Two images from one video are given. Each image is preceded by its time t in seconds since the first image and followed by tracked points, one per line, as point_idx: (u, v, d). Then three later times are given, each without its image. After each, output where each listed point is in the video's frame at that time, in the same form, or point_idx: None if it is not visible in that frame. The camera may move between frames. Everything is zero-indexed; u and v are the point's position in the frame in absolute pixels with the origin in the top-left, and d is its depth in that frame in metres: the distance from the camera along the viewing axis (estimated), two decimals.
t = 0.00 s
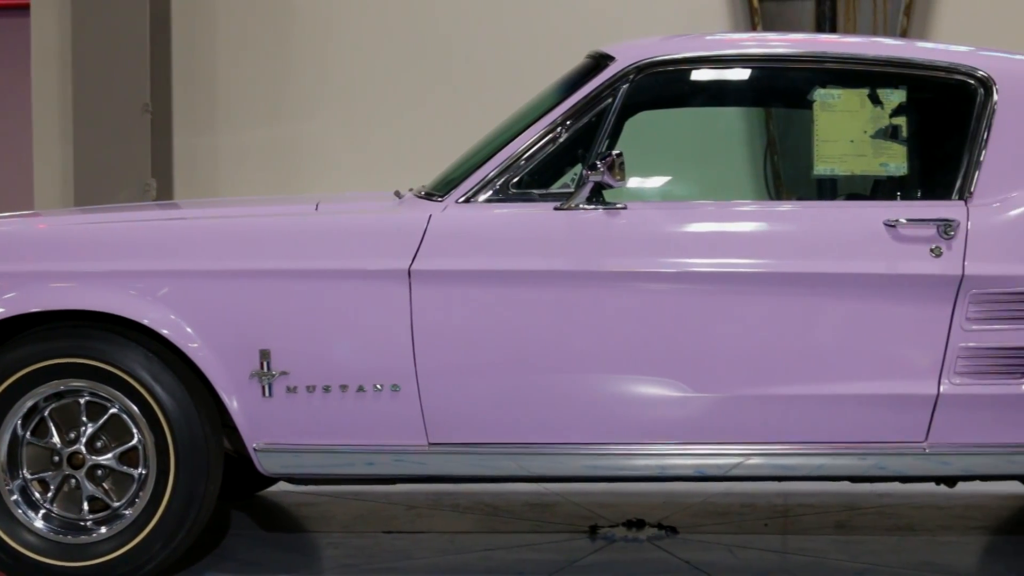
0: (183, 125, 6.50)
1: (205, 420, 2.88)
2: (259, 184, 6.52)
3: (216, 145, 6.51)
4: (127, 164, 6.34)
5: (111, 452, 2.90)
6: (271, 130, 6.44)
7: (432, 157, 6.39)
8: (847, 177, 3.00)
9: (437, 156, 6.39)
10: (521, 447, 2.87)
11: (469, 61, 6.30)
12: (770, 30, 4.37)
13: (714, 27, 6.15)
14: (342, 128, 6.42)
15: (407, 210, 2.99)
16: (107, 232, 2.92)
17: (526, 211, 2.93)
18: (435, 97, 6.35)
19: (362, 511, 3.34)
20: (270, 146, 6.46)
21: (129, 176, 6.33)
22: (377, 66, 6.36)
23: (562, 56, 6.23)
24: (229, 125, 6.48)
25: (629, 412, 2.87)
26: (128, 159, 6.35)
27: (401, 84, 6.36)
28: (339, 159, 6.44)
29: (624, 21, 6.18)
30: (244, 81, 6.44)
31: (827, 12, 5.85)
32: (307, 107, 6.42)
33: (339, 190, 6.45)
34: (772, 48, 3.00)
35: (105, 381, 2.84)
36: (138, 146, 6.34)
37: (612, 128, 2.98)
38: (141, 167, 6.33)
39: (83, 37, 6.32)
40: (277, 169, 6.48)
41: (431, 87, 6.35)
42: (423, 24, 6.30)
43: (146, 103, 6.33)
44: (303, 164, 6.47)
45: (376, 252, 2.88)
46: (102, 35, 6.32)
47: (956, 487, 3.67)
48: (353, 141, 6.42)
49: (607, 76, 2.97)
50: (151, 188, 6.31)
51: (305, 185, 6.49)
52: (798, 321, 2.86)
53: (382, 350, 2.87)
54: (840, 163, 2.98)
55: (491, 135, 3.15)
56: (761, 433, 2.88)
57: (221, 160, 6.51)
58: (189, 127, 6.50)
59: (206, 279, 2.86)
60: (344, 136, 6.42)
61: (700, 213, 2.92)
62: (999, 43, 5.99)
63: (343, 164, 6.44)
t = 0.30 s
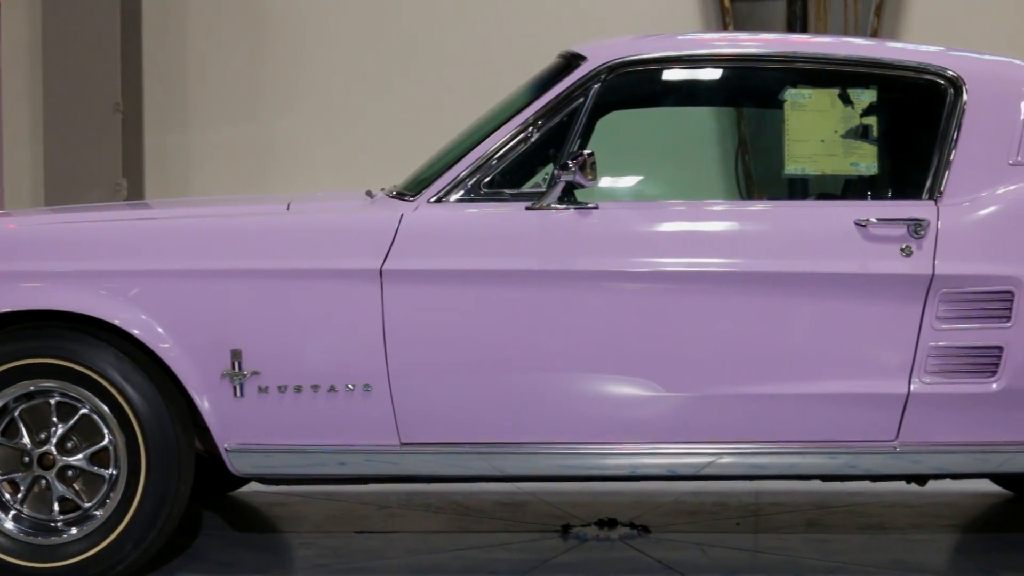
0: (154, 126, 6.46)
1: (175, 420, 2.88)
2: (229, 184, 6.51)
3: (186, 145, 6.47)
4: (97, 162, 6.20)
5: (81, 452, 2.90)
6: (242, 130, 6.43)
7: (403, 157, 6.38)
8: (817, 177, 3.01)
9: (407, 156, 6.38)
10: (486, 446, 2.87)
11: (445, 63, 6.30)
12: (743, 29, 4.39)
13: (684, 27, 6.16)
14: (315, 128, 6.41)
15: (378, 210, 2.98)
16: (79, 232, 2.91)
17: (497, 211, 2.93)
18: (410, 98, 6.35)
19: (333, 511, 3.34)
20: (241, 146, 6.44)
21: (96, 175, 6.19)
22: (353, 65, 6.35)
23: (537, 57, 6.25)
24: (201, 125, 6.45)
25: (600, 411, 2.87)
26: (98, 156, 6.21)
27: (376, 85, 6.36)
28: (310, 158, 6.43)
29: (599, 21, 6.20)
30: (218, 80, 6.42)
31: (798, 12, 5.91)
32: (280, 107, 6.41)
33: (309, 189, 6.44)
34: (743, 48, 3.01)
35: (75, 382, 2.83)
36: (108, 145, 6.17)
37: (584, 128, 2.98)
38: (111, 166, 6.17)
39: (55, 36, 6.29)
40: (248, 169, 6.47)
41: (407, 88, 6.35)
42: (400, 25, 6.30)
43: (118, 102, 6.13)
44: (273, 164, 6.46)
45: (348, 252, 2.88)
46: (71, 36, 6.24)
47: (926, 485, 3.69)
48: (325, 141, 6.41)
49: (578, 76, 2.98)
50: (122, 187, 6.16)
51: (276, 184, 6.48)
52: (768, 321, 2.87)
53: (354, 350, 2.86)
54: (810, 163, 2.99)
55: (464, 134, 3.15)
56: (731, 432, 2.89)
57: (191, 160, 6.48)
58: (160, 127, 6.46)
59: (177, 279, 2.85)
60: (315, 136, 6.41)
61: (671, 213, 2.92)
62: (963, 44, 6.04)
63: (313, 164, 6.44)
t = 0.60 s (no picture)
0: (124, 127, 6.41)
1: (146, 422, 2.87)
2: (198, 185, 6.48)
3: (155, 147, 6.43)
4: (68, 162, 6.25)
5: (51, 454, 2.88)
6: (212, 131, 6.41)
7: (378, 157, 6.38)
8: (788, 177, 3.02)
9: (382, 156, 6.38)
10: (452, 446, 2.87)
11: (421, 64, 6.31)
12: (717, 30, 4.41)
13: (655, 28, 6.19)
14: (290, 128, 6.41)
15: (350, 210, 2.98)
16: (50, 233, 2.90)
17: (469, 211, 2.93)
18: (385, 99, 6.35)
19: (305, 512, 3.34)
20: (212, 147, 6.43)
21: (68, 175, 6.23)
22: (330, 66, 6.34)
23: (515, 57, 6.25)
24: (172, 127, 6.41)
25: (571, 411, 2.87)
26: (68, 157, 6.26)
27: (352, 85, 6.35)
28: (283, 159, 6.42)
29: (578, 21, 6.21)
30: (193, 80, 6.39)
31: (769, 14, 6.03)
32: (254, 108, 6.39)
33: (280, 190, 6.44)
34: (714, 48, 3.02)
35: (45, 383, 2.82)
36: (80, 143, 6.27)
37: (555, 128, 2.98)
38: (83, 166, 6.25)
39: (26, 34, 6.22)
40: (220, 168, 6.45)
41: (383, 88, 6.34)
42: (377, 25, 6.29)
43: (87, 103, 6.23)
44: (245, 164, 6.44)
45: (319, 252, 2.88)
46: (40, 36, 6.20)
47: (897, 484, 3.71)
48: (299, 141, 6.40)
49: (550, 76, 2.98)
50: (92, 188, 6.23)
51: (247, 185, 6.46)
52: (738, 320, 2.87)
53: (325, 351, 2.86)
54: (781, 162, 3.00)
55: (436, 135, 3.15)
56: (702, 432, 2.89)
57: (162, 161, 6.44)
58: (130, 129, 6.42)
59: (147, 280, 2.84)
60: (290, 136, 6.40)
61: (644, 213, 2.93)
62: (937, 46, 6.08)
63: (284, 165, 6.42)
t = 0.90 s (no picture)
0: (96, 128, 6.44)
1: (117, 423, 2.87)
2: (167, 185, 6.50)
3: (124, 147, 6.46)
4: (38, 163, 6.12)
5: (22, 456, 2.87)
6: (184, 131, 6.42)
7: (350, 159, 6.37)
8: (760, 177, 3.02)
9: (355, 158, 6.36)
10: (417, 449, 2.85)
11: (397, 66, 6.30)
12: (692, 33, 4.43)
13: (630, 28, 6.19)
14: (264, 129, 6.39)
15: (321, 211, 2.98)
16: (21, 234, 2.89)
17: (441, 212, 2.93)
18: (361, 100, 6.34)
19: (277, 513, 3.34)
20: (183, 147, 6.44)
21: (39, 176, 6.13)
22: (306, 67, 6.33)
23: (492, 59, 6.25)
24: (142, 127, 6.44)
25: (542, 412, 2.87)
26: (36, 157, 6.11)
27: (329, 86, 6.34)
28: (255, 160, 6.42)
29: (557, 23, 6.22)
30: (168, 81, 6.39)
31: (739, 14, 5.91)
32: (228, 109, 6.38)
33: (249, 190, 6.45)
34: (685, 49, 3.04)
35: (15, 384, 2.82)
36: (49, 144, 6.14)
37: (527, 129, 2.99)
38: (53, 168, 6.12)
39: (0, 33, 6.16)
40: (190, 170, 6.47)
41: (359, 89, 6.33)
42: (355, 27, 6.28)
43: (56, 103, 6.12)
44: (216, 165, 6.45)
45: (291, 253, 2.87)
46: None
47: (868, 484, 3.74)
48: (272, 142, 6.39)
49: (521, 77, 2.99)
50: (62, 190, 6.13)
51: (217, 186, 6.48)
52: (710, 320, 2.88)
53: (296, 352, 2.86)
54: (752, 163, 3.01)
55: (408, 136, 3.15)
56: (674, 432, 2.89)
57: (132, 161, 6.47)
58: (101, 129, 6.44)
59: (118, 281, 2.84)
60: (263, 138, 6.39)
61: (615, 214, 2.93)
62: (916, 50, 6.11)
63: (254, 166, 6.42)
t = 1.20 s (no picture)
0: (63, 126, 6.43)
1: (82, 424, 2.86)
2: (134, 183, 6.48)
3: (91, 145, 6.44)
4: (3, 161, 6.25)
5: None
6: (152, 130, 6.40)
7: (319, 158, 6.35)
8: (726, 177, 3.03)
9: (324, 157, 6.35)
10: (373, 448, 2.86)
11: (370, 65, 6.30)
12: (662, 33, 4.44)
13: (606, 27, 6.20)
14: (233, 128, 6.36)
15: (287, 211, 2.97)
16: None
17: (407, 212, 2.93)
18: (333, 99, 6.33)
19: (243, 513, 3.36)
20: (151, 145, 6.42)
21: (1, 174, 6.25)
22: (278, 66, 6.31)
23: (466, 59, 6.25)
24: (109, 125, 6.41)
25: (507, 411, 2.87)
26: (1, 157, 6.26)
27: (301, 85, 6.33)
28: (223, 158, 6.40)
29: (532, 23, 6.23)
30: (137, 79, 6.37)
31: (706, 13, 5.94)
32: (198, 107, 6.37)
33: (216, 189, 6.44)
34: (650, 49, 3.04)
35: None
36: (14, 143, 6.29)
37: (493, 129, 3.00)
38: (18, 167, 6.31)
39: None
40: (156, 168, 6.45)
41: (332, 88, 6.32)
42: (330, 26, 6.27)
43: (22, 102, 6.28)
44: (184, 163, 6.43)
45: (256, 253, 2.87)
46: None
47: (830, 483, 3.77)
48: (240, 140, 6.37)
49: (488, 77, 3.00)
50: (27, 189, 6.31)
51: (184, 184, 6.46)
52: (675, 320, 2.88)
53: (261, 352, 2.85)
54: (718, 163, 3.02)
55: (375, 136, 3.14)
56: (638, 431, 2.90)
57: (100, 158, 6.45)
58: (68, 128, 6.43)
59: (81, 280, 2.83)
60: (232, 136, 6.37)
61: (581, 213, 2.93)
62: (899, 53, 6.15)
63: (222, 164, 6.40)
